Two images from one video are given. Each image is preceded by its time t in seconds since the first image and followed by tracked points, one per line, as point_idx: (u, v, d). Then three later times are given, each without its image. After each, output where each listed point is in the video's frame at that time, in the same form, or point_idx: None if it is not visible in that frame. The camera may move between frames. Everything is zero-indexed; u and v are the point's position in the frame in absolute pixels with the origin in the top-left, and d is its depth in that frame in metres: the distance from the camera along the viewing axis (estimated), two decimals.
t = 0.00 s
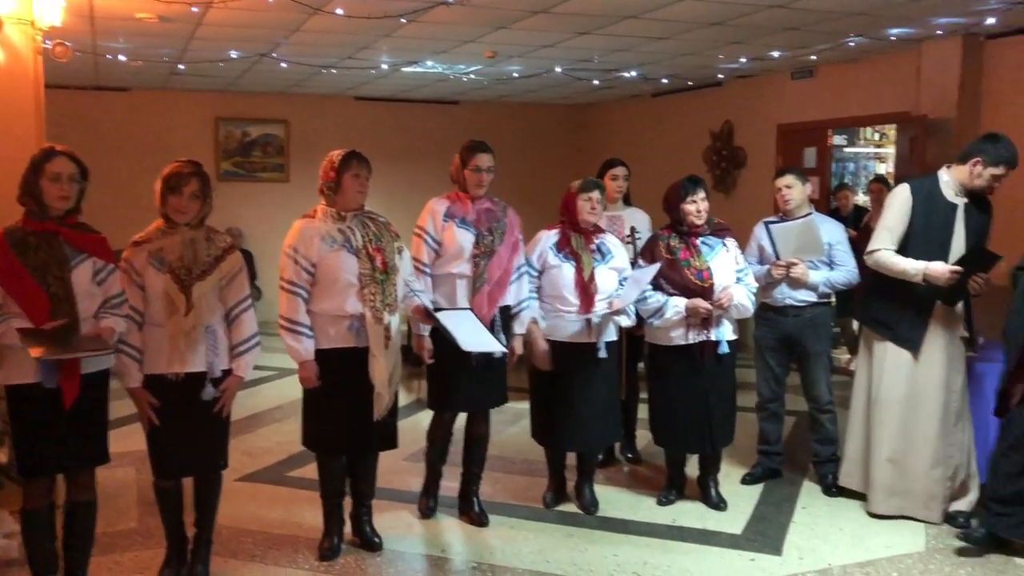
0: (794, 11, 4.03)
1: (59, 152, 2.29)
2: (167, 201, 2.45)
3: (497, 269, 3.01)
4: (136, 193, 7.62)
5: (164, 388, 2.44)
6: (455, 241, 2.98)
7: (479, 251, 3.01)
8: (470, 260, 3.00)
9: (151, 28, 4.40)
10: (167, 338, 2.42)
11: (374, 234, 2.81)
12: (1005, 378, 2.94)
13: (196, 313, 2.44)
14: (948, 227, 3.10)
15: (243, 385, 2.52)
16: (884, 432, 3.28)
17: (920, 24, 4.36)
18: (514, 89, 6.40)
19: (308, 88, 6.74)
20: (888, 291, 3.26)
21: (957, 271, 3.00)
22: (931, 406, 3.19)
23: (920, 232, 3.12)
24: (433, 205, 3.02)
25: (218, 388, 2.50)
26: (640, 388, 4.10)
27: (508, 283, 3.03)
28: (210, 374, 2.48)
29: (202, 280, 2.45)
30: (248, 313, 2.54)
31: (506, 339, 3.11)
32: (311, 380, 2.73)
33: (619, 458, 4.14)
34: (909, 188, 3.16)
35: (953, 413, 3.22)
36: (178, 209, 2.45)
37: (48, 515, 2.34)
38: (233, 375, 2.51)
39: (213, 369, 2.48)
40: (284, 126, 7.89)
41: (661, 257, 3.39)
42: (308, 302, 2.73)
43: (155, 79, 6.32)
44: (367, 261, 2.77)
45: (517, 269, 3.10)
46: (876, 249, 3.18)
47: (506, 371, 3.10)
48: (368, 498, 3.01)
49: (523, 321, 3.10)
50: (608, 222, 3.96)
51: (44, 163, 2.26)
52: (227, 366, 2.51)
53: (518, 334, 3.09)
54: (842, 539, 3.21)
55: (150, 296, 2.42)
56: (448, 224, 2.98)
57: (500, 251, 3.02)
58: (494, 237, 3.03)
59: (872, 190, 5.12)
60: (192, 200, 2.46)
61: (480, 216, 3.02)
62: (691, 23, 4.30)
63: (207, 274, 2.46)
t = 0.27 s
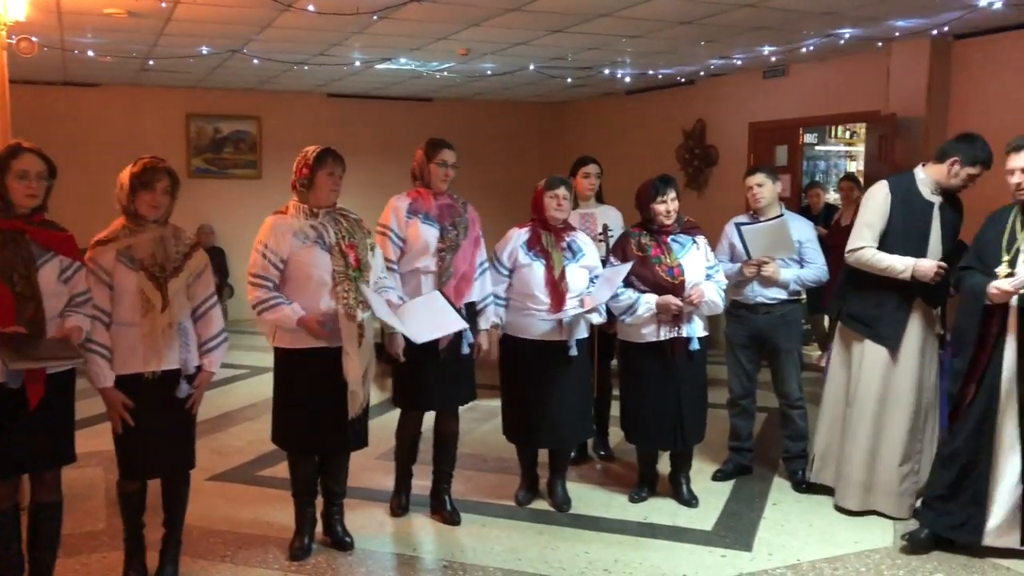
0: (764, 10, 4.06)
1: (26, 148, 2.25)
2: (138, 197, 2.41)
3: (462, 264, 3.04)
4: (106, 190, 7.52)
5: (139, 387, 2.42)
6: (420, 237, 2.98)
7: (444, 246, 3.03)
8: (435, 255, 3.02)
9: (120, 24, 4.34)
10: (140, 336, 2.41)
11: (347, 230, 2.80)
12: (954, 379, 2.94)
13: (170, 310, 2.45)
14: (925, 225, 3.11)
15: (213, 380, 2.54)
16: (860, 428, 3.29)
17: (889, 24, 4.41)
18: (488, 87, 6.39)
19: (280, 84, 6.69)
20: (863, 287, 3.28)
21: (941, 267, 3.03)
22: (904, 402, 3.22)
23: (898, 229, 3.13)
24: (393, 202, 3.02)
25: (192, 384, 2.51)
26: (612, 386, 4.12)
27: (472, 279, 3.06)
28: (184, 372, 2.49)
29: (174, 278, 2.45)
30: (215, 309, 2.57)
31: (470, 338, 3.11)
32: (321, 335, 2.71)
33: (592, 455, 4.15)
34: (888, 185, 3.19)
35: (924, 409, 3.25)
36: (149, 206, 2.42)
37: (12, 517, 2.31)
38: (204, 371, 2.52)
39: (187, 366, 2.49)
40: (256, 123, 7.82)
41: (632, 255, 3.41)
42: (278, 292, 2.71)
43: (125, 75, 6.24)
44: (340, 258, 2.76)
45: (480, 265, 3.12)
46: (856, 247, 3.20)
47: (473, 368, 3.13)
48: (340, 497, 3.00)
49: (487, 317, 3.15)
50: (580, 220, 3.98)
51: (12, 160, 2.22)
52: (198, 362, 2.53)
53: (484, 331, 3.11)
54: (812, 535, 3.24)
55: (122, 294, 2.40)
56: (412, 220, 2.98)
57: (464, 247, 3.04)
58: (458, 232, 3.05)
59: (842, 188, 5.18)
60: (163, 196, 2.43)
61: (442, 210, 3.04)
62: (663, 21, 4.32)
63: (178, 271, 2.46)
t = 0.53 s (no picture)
0: (739, 18, 4.08)
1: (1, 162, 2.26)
2: (108, 208, 2.37)
3: (430, 269, 3.07)
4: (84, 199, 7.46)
5: (117, 399, 2.41)
6: (386, 243, 3.04)
7: (411, 252, 3.07)
8: (403, 261, 3.06)
9: (94, 33, 4.31)
10: (114, 348, 2.40)
11: (325, 240, 2.78)
12: (902, 383, 2.91)
13: (143, 321, 2.43)
14: (905, 228, 3.11)
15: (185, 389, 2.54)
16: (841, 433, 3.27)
17: (864, 31, 4.44)
18: (469, 94, 6.39)
19: (259, 92, 6.66)
20: (843, 290, 3.25)
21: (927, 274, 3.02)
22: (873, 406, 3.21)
23: (879, 236, 3.11)
24: (359, 211, 3.08)
25: (165, 394, 2.51)
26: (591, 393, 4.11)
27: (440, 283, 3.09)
28: (157, 381, 2.49)
29: (145, 288, 2.44)
30: (180, 317, 2.54)
31: (436, 344, 3.15)
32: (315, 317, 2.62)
33: (571, 464, 4.14)
34: (866, 191, 3.16)
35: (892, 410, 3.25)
36: (119, 216, 2.39)
37: None
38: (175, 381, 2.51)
39: (160, 375, 2.50)
40: (236, 131, 7.78)
41: (609, 263, 3.41)
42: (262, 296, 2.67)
43: (102, 84, 6.20)
44: (318, 268, 2.74)
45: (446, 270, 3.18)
46: (834, 256, 3.17)
47: (440, 372, 3.20)
48: (317, 507, 2.98)
49: (457, 321, 3.26)
50: (558, 228, 3.97)
51: None
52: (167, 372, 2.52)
53: (453, 334, 3.24)
54: (790, 541, 3.24)
55: (98, 305, 2.39)
56: (378, 227, 3.04)
57: (431, 252, 3.09)
58: (425, 237, 3.10)
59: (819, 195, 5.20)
60: (132, 207, 2.40)
61: (407, 217, 3.09)
62: (639, 29, 4.33)
63: (149, 281, 2.45)
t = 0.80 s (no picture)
0: (721, 31, 4.10)
1: None
2: (81, 226, 2.37)
3: (406, 283, 3.10)
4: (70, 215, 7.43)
5: (95, 418, 2.40)
6: (361, 258, 3.06)
7: (387, 267, 3.10)
8: (378, 276, 3.08)
9: (76, 49, 4.30)
10: (90, 367, 2.39)
11: (308, 257, 2.76)
12: (852, 393, 2.89)
13: (117, 338, 2.43)
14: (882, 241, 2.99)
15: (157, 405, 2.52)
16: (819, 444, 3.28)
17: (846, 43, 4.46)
18: (455, 108, 6.39)
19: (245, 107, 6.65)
20: (821, 301, 3.20)
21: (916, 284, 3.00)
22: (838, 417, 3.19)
23: (854, 248, 3.01)
24: (333, 227, 3.10)
25: (138, 411, 2.49)
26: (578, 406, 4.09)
27: (416, 297, 3.12)
28: (129, 399, 2.47)
29: (118, 305, 2.44)
30: (148, 332, 2.53)
31: (415, 358, 3.15)
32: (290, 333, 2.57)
33: (559, 478, 4.11)
34: (844, 203, 3.04)
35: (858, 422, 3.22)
36: (92, 234, 2.39)
37: None
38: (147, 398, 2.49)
39: (132, 393, 2.47)
40: (222, 146, 7.77)
41: (593, 275, 3.40)
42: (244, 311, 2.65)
43: (87, 100, 6.19)
44: (300, 285, 2.72)
45: (423, 283, 3.19)
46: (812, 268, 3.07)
47: (417, 385, 3.19)
48: (300, 524, 2.95)
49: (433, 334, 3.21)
50: (543, 240, 3.96)
51: None
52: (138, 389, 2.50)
53: (428, 347, 3.20)
54: (777, 554, 3.23)
55: (74, 324, 2.38)
56: (352, 243, 3.06)
57: (406, 266, 3.12)
58: (399, 251, 3.13)
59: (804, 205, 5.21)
60: (102, 223, 2.40)
61: (382, 232, 3.12)
62: (622, 43, 4.34)
63: (121, 298, 2.45)
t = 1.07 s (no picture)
0: (704, 43, 4.12)
1: None
2: (59, 246, 2.36)
3: (382, 300, 3.12)
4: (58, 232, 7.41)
5: (76, 436, 2.41)
6: (337, 275, 3.07)
7: (362, 284, 3.10)
8: (354, 293, 3.09)
9: (61, 67, 4.30)
10: (71, 387, 2.39)
11: (291, 274, 2.75)
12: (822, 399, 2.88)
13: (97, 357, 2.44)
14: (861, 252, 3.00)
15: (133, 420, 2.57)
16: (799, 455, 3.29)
17: (829, 54, 4.49)
18: (442, 122, 6.40)
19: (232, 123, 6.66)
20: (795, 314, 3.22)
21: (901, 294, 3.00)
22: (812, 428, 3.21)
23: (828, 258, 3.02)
24: (311, 243, 3.12)
25: (115, 428, 2.53)
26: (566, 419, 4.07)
27: (393, 313, 3.14)
28: (107, 416, 2.50)
29: (97, 324, 2.45)
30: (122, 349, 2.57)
31: (394, 372, 3.15)
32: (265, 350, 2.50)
33: (548, 491, 4.10)
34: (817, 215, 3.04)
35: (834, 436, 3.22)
36: (69, 254, 2.39)
37: None
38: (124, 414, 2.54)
39: (109, 410, 2.50)
40: (210, 162, 7.77)
41: (579, 288, 3.39)
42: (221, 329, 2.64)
43: (74, 117, 6.18)
44: (283, 302, 2.71)
45: (404, 297, 3.22)
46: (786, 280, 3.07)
47: (399, 401, 3.20)
48: (287, 542, 2.93)
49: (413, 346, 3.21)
50: (529, 253, 3.96)
51: None
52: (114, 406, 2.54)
53: (409, 360, 3.20)
54: (766, 566, 3.22)
55: (55, 343, 2.37)
56: (328, 260, 3.07)
57: (383, 282, 3.13)
58: (375, 267, 3.13)
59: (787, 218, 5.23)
60: (80, 243, 2.41)
61: (358, 248, 3.12)
62: (607, 56, 4.36)
63: (99, 316, 2.46)
